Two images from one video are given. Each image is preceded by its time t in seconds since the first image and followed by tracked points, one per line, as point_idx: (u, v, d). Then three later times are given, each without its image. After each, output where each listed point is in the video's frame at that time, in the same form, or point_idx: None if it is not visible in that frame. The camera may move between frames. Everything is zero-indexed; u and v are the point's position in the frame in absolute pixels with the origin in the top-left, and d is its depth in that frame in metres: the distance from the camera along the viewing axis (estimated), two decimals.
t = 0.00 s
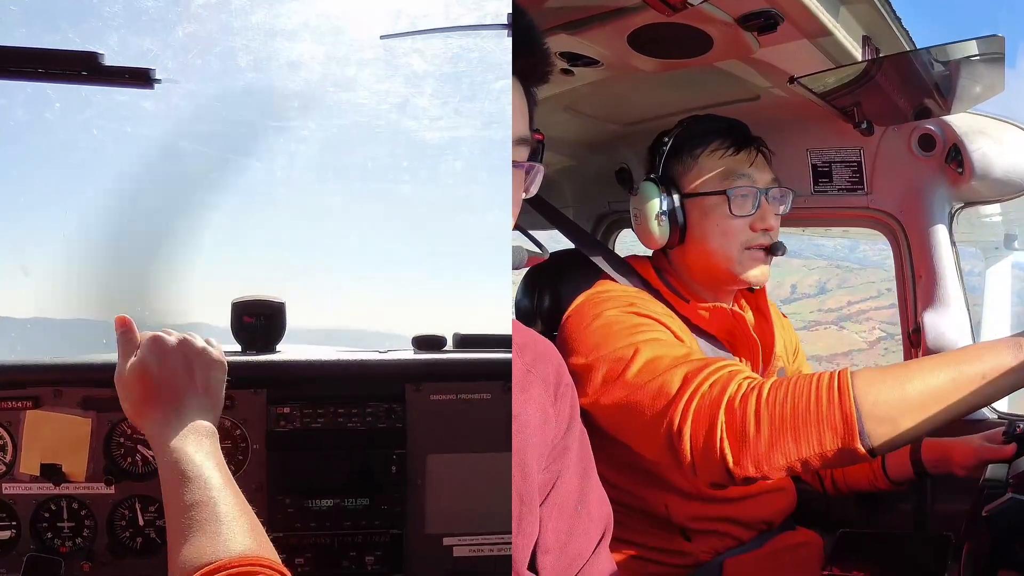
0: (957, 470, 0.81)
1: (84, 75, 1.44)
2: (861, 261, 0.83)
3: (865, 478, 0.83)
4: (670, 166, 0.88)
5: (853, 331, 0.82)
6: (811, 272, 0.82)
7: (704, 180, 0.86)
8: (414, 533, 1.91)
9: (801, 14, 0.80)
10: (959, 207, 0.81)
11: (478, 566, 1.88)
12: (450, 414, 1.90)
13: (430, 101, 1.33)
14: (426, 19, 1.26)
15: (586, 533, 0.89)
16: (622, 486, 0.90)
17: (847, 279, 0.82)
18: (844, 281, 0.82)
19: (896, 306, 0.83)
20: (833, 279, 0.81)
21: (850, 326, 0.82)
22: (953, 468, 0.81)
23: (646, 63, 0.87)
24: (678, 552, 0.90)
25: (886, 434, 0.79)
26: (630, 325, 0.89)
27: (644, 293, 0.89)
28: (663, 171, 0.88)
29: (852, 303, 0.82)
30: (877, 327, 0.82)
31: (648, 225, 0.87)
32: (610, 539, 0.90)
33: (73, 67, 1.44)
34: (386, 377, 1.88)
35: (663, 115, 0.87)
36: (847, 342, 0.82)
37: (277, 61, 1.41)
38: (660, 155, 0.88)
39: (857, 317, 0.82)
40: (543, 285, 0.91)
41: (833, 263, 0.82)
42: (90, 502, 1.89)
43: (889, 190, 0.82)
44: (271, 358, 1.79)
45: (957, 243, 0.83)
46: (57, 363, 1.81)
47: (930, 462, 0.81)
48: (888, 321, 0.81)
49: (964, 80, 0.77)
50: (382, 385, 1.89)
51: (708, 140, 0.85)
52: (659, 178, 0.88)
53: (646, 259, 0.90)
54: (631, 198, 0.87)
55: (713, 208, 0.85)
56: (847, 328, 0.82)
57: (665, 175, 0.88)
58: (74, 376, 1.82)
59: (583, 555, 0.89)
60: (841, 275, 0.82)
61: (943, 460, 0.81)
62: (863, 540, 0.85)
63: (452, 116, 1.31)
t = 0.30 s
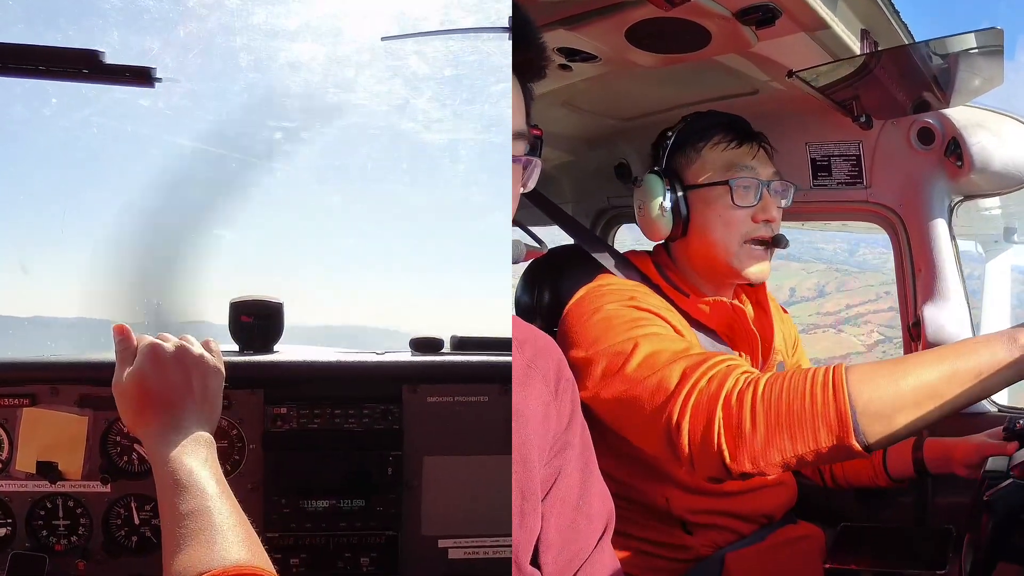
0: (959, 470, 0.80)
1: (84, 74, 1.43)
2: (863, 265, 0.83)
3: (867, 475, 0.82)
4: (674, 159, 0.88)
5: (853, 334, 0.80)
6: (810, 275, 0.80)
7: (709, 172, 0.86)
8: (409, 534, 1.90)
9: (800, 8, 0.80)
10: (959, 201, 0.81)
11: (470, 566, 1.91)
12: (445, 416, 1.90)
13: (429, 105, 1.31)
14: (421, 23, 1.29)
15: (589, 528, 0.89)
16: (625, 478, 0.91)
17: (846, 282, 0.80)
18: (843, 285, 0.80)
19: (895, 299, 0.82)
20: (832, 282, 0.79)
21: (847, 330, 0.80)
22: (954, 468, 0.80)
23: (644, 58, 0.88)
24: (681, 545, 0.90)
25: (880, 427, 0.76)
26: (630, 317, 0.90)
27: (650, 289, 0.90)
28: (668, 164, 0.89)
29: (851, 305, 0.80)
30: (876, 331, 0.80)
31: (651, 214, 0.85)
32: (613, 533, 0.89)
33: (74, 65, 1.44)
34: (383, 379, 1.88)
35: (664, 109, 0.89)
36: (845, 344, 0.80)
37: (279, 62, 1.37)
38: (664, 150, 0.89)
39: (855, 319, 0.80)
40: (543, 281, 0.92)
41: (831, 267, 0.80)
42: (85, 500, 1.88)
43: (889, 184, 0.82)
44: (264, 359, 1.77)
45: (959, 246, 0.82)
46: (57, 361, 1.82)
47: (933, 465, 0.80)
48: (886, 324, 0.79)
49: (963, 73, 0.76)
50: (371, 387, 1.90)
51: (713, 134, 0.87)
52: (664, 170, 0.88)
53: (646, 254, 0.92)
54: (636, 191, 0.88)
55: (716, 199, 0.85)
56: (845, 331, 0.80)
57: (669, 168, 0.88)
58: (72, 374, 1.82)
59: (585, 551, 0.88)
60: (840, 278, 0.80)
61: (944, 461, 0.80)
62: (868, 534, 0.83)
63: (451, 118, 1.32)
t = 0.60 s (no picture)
0: (959, 468, 0.82)
1: (81, 71, 1.43)
2: (862, 270, 0.83)
3: (862, 470, 0.83)
4: (676, 153, 0.86)
5: (851, 337, 0.83)
6: (810, 279, 0.82)
7: (706, 168, 0.84)
8: (404, 536, 1.88)
9: (797, 6, 0.82)
10: (955, 197, 0.80)
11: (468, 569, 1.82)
12: (445, 416, 1.86)
13: (427, 104, 1.32)
14: (419, 22, 1.27)
15: (586, 527, 0.88)
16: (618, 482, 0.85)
17: (843, 286, 0.82)
18: (841, 288, 0.82)
19: (894, 299, 0.83)
20: (831, 287, 0.82)
21: (845, 333, 0.83)
22: (954, 467, 0.82)
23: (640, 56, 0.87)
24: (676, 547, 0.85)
25: (802, 535, 0.82)
26: (621, 358, 0.87)
27: (636, 289, 0.88)
28: (669, 157, 0.86)
29: (849, 308, 0.83)
30: (874, 335, 0.83)
31: (650, 210, 0.84)
32: (611, 533, 0.86)
33: (70, 62, 1.43)
34: (377, 379, 1.85)
35: (659, 107, 0.87)
36: (841, 347, 0.83)
37: (274, 62, 1.40)
38: (665, 146, 0.87)
39: (853, 323, 0.83)
40: (539, 277, 0.90)
41: (830, 270, 0.82)
42: (78, 497, 1.86)
43: (886, 180, 0.81)
44: (262, 359, 1.79)
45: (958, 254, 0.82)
46: (51, 358, 1.81)
47: (931, 464, 0.82)
48: (884, 327, 0.83)
49: (960, 69, 0.78)
50: (368, 387, 1.87)
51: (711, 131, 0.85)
52: (665, 163, 0.86)
53: (642, 253, 0.88)
54: (637, 184, 0.87)
55: (711, 195, 0.83)
56: (843, 335, 0.83)
57: (670, 162, 0.86)
58: (69, 371, 1.83)
59: (583, 550, 0.89)
60: (837, 283, 0.82)
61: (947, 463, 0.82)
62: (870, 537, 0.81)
63: (447, 119, 1.30)
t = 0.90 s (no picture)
0: (955, 471, 0.81)
1: (77, 70, 1.43)
2: (860, 274, 0.84)
3: (860, 473, 0.84)
4: (670, 160, 0.85)
5: (849, 341, 0.84)
6: (808, 283, 0.82)
7: (703, 178, 0.83)
8: (399, 534, 1.87)
9: (795, 6, 0.81)
10: (952, 198, 0.81)
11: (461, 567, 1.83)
12: (441, 415, 1.86)
13: (421, 103, 1.30)
14: (415, 22, 1.27)
15: (583, 528, 0.89)
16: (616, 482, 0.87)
17: (842, 291, 0.83)
18: (840, 293, 0.83)
19: (890, 301, 0.83)
20: (829, 290, 0.83)
21: (844, 337, 0.84)
22: (949, 469, 0.82)
23: (637, 57, 0.88)
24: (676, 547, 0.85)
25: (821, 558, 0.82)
26: (631, 359, 0.87)
27: (632, 290, 0.88)
28: (663, 166, 0.86)
29: (848, 314, 0.84)
30: (872, 337, 0.84)
31: (647, 215, 0.84)
32: (607, 532, 0.88)
33: (66, 62, 1.43)
34: (374, 378, 1.85)
35: (657, 108, 0.88)
36: (838, 351, 0.84)
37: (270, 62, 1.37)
38: (663, 148, 0.87)
39: (852, 327, 0.84)
40: (537, 278, 0.89)
41: (829, 275, 0.83)
42: (74, 498, 1.85)
43: (883, 182, 0.82)
44: (259, 355, 1.79)
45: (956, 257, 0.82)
46: (48, 358, 1.81)
47: (928, 468, 0.82)
48: (881, 331, 0.84)
49: (957, 70, 0.77)
50: (364, 387, 1.87)
51: (711, 137, 0.83)
52: (659, 171, 0.86)
53: (640, 253, 0.89)
54: (631, 192, 0.86)
55: (709, 208, 0.82)
56: (842, 339, 0.84)
57: (665, 168, 0.86)
58: (64, 371, 1.82)
59: (579, 550, 0.89)
60: (836, 287, 0.83)
61: (941, 463, 0.82)
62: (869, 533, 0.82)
63: (443, 118, 1.29)
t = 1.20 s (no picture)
0: (954, 472, 0.81)
1: (74, 70, 1.42)
2: (860, 278, 0.83)
3: (859, 476, 0.83)
4: (671, 164, 0.87)
5: (847, 344, 0.84)
6: (806, 287, 0.82)
7: (707, 183, 0.84)
8: (398, 534, 1.86)
9: (793, 9, 0.81)
10: (950, 201, 0.80)
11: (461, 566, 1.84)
12: (440, 415, 1.85)
13: (418, 101, 1.29)
14: (411, 21, 1.27)
15: (580, 532, 0.90)
16: (609, 486, 0.88)
17: (841, 294, 0.83)
18: (838, 297, 0.83)
19: (889, 303, 0.83)
20: (827, 294, 0.83)
21: (842, 341, 0.84)
22: (949, 470, 0.81)
23: (636, 59, 0.88)
24: (672, 549, 0.86)
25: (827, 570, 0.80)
26: (638, 363, 0.88)
27: (639, 296, 0.89)
28: (665, 169, 0.87)
29: (846, 317, 0.83)
30: (870, 342, 0.84)
31: (649, 220, 0.86)
32: (605, 536, 0.89)
33: (64, 62, 1.42)
34: (373, 377, 1.85)
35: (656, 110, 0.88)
36: (835, 354, 0.84)
37: (268, 61, 1.37)
38: (664, 152, 0.88)
39: (851, 331, 0.84)
40: (535, 281, 0.92)
41: (828, 279, 0.82)
42: (74, 499, 1.85)
43: (882, 184, 0.81)
44: (257, 355, 1.79)
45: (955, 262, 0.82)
46: (46, 359, 1.81)
47: (929, 470, 0.82)
48: (880, 336, 0.84)
49: (955, 74, 0.77)
50: (363, 385, 1.87)
51: (713, 141, 0.85)
52: (661, 174, 0.87)
53: (642, 256, 0.90)
54: (631, 196, 0.88)
55: (714, 212, 0.84)
56: (840, 342, 0.84)
57: (666, 172, 0.87)
58: (64, 371, 1.82)
59: (578, 552, 0.91)
60: (835, 291, 0.83)
61: (941, 464, 0.81)
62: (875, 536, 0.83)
63: (441, 117, 1.28)
